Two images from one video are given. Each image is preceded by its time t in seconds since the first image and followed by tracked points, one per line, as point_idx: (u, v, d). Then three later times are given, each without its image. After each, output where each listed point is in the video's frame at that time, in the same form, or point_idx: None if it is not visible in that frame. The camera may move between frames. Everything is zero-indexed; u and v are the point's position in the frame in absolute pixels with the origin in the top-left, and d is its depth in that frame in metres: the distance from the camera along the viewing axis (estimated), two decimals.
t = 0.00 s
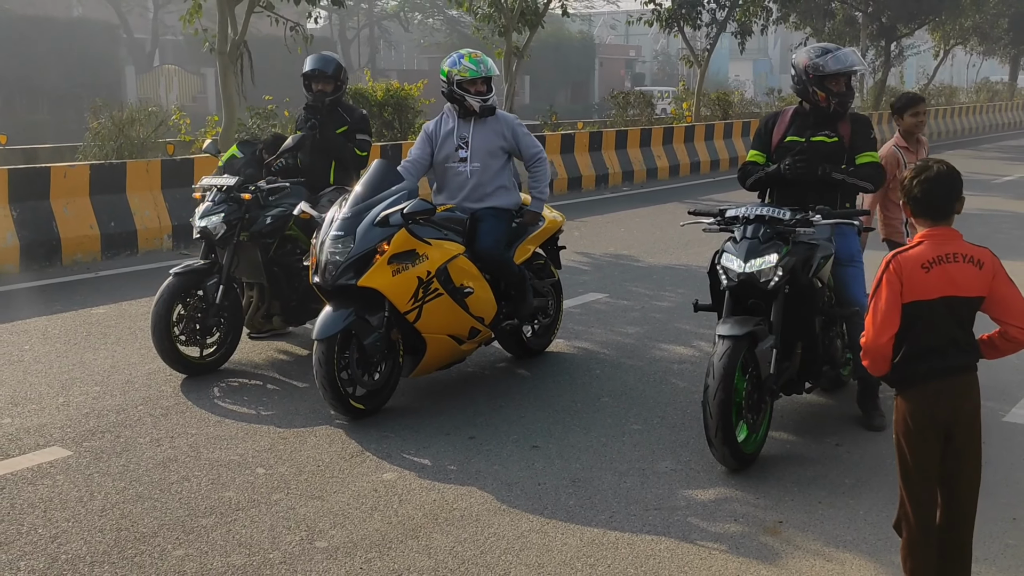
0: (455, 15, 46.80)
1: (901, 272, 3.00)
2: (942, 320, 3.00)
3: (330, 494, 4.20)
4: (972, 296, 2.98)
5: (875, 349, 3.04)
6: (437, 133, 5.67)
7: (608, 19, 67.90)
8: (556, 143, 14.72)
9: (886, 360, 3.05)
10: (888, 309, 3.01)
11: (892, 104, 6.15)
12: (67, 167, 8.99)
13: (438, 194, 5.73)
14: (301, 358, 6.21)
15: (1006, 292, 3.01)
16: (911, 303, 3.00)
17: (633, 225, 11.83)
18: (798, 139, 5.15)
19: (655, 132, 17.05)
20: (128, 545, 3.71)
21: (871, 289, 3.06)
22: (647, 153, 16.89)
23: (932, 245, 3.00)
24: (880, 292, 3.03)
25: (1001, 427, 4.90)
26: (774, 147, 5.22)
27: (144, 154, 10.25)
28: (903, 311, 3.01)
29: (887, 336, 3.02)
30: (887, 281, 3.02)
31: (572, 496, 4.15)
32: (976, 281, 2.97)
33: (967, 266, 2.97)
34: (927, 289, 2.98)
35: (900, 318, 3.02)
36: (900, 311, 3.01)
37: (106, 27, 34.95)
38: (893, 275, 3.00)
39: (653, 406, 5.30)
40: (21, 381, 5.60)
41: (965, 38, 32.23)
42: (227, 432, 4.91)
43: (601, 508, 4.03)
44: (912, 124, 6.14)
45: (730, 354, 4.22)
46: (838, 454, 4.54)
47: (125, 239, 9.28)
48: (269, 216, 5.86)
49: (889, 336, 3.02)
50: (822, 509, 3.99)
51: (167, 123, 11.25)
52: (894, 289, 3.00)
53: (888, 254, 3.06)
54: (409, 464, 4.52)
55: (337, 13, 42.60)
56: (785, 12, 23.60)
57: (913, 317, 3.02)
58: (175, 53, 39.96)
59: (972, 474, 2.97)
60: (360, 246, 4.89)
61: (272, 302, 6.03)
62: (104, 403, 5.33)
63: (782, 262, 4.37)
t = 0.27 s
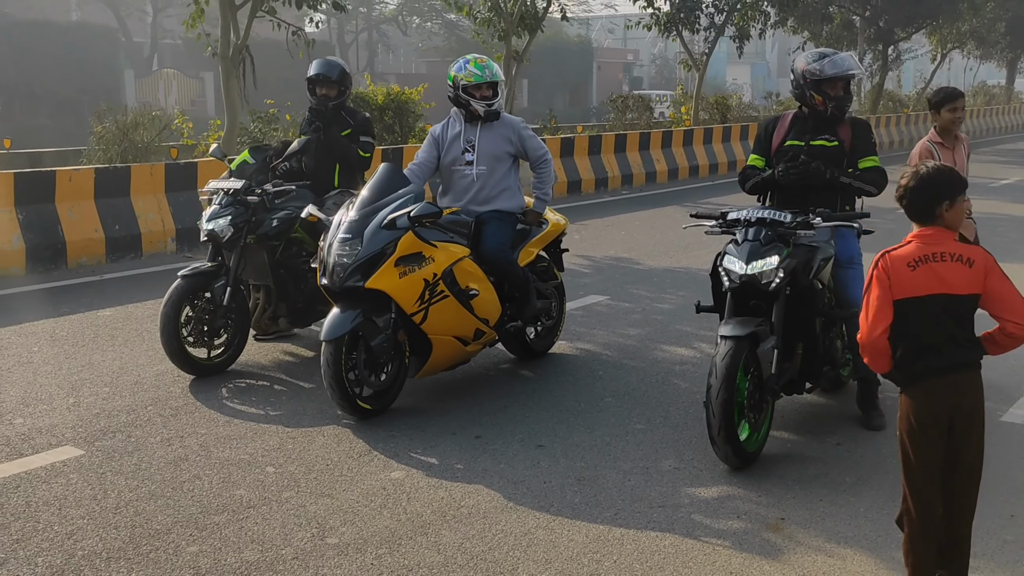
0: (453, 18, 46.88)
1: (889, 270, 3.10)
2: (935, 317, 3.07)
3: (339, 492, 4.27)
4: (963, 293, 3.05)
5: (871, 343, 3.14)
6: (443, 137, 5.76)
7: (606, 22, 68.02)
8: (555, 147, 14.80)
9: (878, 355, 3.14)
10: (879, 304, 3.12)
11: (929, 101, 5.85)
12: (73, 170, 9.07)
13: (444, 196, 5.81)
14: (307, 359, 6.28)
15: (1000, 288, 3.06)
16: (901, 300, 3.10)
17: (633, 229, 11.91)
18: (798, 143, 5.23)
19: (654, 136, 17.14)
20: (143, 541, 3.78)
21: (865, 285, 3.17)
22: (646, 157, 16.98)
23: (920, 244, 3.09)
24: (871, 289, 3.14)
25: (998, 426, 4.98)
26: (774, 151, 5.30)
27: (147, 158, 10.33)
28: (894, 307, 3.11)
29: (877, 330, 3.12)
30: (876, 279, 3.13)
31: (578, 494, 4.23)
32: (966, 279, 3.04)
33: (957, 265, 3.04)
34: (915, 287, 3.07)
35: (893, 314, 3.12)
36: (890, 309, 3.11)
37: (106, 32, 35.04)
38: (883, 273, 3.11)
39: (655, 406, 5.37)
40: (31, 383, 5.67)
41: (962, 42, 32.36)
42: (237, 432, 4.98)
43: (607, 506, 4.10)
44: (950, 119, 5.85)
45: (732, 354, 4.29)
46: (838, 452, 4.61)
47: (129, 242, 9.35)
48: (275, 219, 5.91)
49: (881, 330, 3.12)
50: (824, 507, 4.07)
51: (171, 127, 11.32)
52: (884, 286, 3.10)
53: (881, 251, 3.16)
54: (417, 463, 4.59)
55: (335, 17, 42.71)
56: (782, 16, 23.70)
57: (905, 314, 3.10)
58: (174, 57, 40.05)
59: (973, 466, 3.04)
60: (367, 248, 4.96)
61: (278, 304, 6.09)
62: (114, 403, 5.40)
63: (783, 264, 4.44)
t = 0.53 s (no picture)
0: (449, 25, 46.97)
1: (886, 272, 3.25)
2: (931, 321, 3.17)
3: (351, 493, 4.32)
4: (957, 300, 3.13)
5: (863, 338, 3.33)
6: (451, 142, 5.84)
7: (601, 29, 68.17)
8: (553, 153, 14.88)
9: (870, 349, 3.33)
10: (874, 302, 3.28)
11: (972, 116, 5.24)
12: (77, 175, 9.12)
13: (451, 201, 5.88)
14: (314, 362, 6.33)
15: (996, 298, 3.09)
16: (895, 301, 3.23)
17: (632, 234, 11.98)
18: (800, 149, 5.31)
19: (651, 142, 17.23)
20: (159, 541, 3.83)
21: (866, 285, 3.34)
22: (643, 163, 17.07)
23: (917, 249, 3.21)
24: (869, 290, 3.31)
25: (999, 429, 5.05)
26: (777, 156, 5.37)
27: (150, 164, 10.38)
28: (887, 306, 3.26)
29: (865, 327, 3.31)
30: (874, 281, 3.29)
31: (586, 495, 4.29)
32: (959, 286, 3.12)
33: (950, 272, 3.13)
34: (907, 290, 3.19)
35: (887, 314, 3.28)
36: (885, 307, 3.26)
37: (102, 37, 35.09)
38: (881, 276, 3.26)
39: (660, 409, 5.44)
40: (41, 386, 5.72)
41: (956, 49, 32.55)
42: (247, 434, 5.04)
43: (615, 506, 4.17)
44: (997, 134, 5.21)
45: (738, 357, 4.36)
46: (842, 454, 4.68)
47: (133, 247, 9.41)
48: (282, 223, 5.98)
49: (869, 327, 3.30)
50: (829, 507, 4.13)
51: (173, 133, 11.38)
52: (879, 287, 3.26)
53: (886, 255, 3.31)
54: (427, 464, 4.65)
55: (332, 23, 42.81)
56: (778, 23, 23.84)
57: (899, 316, 3.23)
58: (170, 63, 40.11)
59: (981, 466, 3.11)
60: (377, 253, 5.02)
61: (285, 308, 6.13)
62: (124, 406, 5.45)
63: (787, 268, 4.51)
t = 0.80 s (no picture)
0: (444, 32, 47.07)
1: (897, 275, 3.33)
2: (939, 323, 3.24)
3: (363, 494, 4.36)
4: (966, 302, 3.20)
5: (875, 337, 3.42)
6: (457, 148, 5.90)
7: (596, 36, 68.34)
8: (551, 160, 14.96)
9: (882, 348, 3.42)
10: (885, 302, 3.37)
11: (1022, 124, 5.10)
12: (80, 181, 9.17)
13: (457, 206, 5.94)
14: (320, 366, 6.39)
15: (1005, 301, 3.16)
16: (906, 303, 3.31)
17: (631, 240, 12.06)
18: (803, 155, 5.38)
19: (648, 149, 17.32)
20: (175, 541, 3.88)
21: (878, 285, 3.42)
22: (640, 170, 17.15)
23: (928, 252, 3.29)
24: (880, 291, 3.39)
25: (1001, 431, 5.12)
26: (780, 162, 5.45)
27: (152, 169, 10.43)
28: (898, 307, 3.34)
29: (877, 326, 3.39)
30: (885, 283, 3.36)
31: (596, 496, 4.34)
32: (968, 289, 3.19)
33: (959, 274, 3.20)
34: (918, 292, 3.27)
35: (898, 314, 3.36)
36: (896, 308, 3.35)
37: (97, 43, 35.10)
38: (893, 277, 3.34)
39: (665, 412, 5.50)
40: (51, 389, 5.76)
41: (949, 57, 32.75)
42: (258, 437, 5.08)
43: (626, 507, 4.22)
44: None
45: (745, 360, 4.42)
46: (847, 456, 4.75)
47: (135, 252, 9.45)
48: (289, 227, 6.02)
49: (881, 326, 3.39)
50: (836, 508, 4.20)
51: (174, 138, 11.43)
52: (890, 288, 3.34)
53: (899, 258, 3.38)
54: (437, 466, 4.70)
55: (326, 29, 42.87)
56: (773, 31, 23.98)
57: (909, 316, 3.30)
58: (165, 69, 40.12)
59: (989, 464, 3.17)
60: (386, 257, 5.08)
61: (292, 312, 6.19)
62: (133, 409, 5.49)
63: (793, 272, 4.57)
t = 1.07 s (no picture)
0: (441, 35, 47.14)
1: (907, 272, 3.38)
2: (946, 321, 3.30)
3: (374, 493, 4.41)
4: (972, 300, 3.26)
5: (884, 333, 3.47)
6: (462, 151, 5.95)
7: (592, 40, 68.46)
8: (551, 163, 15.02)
9: (893, 343, 3.45)
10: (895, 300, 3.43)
11: None
12: (85, 184, 9.22)
13: (463, 208, 5.99)
14: (327, 368, 6.43)
15: (1010, 300, 3.21)
16: (914, 299, 3.36)
17: (631, 243, 12.11)
18: (807, 158, 5.44)
19: (647, 152, 17.39)
20: (191, 539, 3.92)
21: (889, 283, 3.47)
22: (639, 173, 17.23)
23: (937, 252, 3.35)
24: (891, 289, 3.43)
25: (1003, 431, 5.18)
26: (784, 166, 5.51)
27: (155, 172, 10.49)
28: (908, 304, 3.39)
29: (886, 320, 3.45)
30: (896, 280, 3.41)
31: (605, 495, 4.39)
32: (974, 287, 3.25)
33: (967, 274, 3.26)
34: (926, 290, 3.32)
35: (906, 310, 3.42)
36: (905, 304, 3.40)
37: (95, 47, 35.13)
38: (903, 275, 3.39)
39: (671, 411, 5.55)
40: (60, 391, 5.81)
41: (944, 61, 32.90)
42: (267, 437, 5.13)
43: (635, 505, 4.27)
44: None
45: (751, 360, 4.48)
46: (851, 455, 4.80)
47: (140, 254, 9.50)
48: (296, 230, 6.08)
49: (890, 321, 3.44)
50: (842, 506, 4.25)
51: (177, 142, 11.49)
52: (900, 285, 3.39)
53: (909, 256, 3.44)
54: (446, 465, 4.74)
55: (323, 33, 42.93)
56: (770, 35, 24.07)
57: (917, 313, 3.36)
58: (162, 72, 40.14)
59: (997, 462, 3.23)
60: (395, 259, 5.12)
61: (299, 314, 6.23)
62: (143, 409, 5.53)
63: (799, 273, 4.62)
